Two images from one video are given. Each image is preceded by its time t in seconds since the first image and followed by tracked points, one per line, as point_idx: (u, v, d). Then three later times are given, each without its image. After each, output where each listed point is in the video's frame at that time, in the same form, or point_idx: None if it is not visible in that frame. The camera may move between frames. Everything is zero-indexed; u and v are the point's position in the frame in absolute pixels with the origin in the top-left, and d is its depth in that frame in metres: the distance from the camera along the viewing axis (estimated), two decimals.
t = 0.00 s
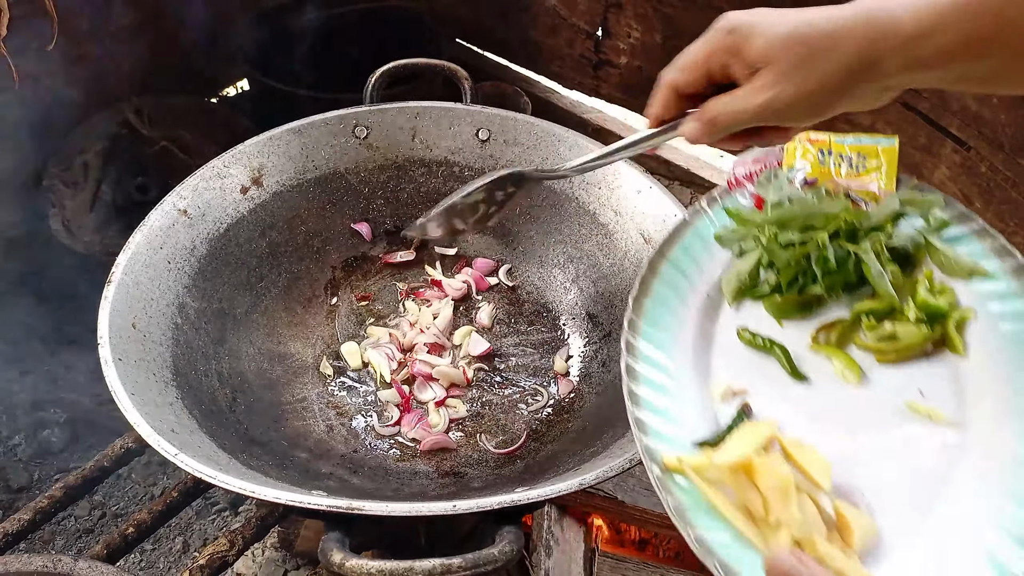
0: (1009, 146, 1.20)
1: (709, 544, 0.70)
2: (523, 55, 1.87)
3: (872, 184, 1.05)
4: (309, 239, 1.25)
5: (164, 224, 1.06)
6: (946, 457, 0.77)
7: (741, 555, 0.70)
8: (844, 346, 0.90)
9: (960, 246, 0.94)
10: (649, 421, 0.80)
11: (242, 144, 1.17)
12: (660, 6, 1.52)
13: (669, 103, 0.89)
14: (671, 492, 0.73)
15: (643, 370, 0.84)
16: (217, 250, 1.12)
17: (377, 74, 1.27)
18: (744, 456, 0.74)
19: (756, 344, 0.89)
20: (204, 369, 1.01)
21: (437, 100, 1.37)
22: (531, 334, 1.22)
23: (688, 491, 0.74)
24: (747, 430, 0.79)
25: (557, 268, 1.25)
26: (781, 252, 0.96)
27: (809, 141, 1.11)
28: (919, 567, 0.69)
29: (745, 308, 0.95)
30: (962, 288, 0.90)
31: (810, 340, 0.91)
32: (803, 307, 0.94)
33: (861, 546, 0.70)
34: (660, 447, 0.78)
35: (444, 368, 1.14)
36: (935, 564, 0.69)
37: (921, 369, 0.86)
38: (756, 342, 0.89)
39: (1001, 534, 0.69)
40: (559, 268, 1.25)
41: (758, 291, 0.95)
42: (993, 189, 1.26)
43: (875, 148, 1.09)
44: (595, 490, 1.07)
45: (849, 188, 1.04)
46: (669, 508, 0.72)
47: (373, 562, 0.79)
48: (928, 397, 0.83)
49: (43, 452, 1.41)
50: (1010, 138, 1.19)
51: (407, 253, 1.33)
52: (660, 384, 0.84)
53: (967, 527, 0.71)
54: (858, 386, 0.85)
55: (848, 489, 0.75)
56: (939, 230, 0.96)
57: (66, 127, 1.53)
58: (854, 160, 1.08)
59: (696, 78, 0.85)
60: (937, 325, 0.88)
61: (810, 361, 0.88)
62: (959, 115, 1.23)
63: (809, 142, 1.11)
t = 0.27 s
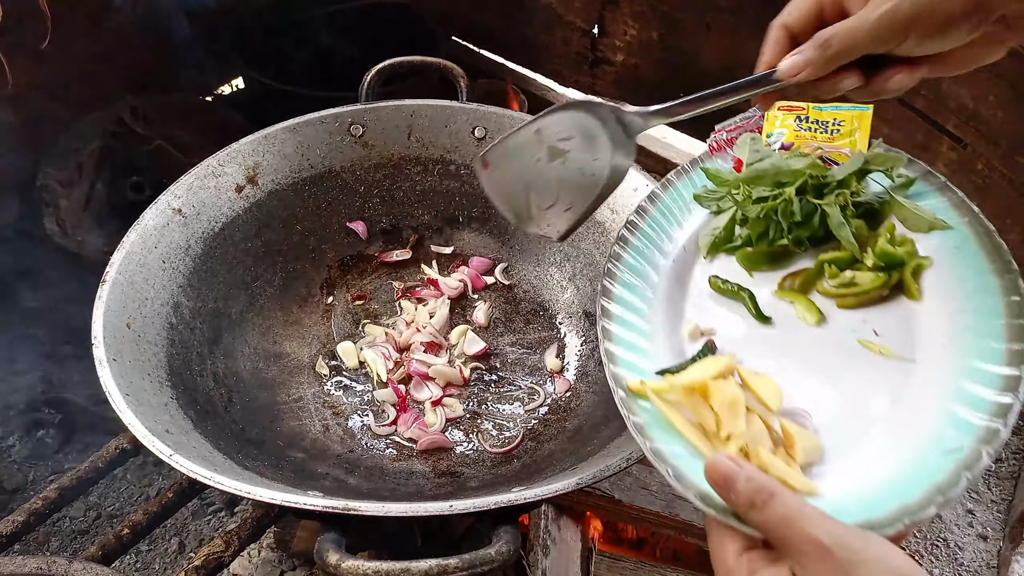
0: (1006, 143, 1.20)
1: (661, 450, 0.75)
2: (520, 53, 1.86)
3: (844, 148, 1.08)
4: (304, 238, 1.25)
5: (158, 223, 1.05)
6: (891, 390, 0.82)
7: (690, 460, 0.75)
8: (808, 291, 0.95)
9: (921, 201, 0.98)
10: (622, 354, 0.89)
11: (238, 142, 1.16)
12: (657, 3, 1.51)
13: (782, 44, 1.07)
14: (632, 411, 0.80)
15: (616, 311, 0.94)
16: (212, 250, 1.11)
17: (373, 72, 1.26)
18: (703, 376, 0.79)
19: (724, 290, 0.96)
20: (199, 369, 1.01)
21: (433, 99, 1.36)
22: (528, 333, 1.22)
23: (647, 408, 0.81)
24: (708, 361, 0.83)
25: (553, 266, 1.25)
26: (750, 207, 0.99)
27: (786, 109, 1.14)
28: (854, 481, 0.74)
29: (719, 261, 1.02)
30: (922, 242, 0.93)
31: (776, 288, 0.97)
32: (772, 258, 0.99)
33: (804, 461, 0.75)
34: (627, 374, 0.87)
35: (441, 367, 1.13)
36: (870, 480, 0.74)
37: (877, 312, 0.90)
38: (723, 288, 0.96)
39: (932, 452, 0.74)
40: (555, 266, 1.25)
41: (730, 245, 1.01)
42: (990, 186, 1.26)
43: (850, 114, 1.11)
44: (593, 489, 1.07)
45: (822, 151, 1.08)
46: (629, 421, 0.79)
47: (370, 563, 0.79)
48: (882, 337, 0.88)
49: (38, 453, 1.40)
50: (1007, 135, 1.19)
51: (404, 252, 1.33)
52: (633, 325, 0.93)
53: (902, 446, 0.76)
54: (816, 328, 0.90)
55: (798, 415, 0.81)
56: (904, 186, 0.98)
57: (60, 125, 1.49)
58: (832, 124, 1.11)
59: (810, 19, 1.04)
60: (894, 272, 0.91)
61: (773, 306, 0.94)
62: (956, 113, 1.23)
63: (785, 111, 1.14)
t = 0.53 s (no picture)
0: (1005, 146, 1.20)
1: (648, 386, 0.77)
2: (519, 54, 1.87)
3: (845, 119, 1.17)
4: (303, 239, 1.25)
5: (157, 224, 1.05)
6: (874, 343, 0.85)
7: (674, 396, 0.76)
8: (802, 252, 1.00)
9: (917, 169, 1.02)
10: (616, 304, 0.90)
11: (237, 143, 1.16)
12: (656, 5, 1.51)
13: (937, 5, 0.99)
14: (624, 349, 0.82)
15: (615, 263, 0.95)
16: (211, 251, 1.11)
17: (372, 73, 1.26)
18: (693, 323, 0.81)
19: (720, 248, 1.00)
20: (197, 370, 1.01)
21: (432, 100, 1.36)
22: (527, 335, 1.22)
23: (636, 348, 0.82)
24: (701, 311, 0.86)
25: (551, 268, 1.25)
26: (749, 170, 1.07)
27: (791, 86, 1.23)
28: (831, 423, 0.76)
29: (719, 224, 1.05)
30: (914, 207, 0.97)
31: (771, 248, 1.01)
32: (770, 221, 1.05)
33: (784, 405, 0.77)
34: (624, 322, 0.88)
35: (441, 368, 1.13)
36: (847, 421, 0.76)
37: (866, 274, 0.94)
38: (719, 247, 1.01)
39: (905, 399, 0.76)
40: (554, 268, 1.24)
41: (731, 208, 1.06)
42: (989, 188, 1.26)
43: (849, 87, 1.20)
44: (591, 490, 1.07)
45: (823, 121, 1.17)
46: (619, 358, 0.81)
47: (369, 565, 0.79)
48: (869, 295, 0.92)
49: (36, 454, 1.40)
50: (1006, 137, 1.19)
51: (403, 254, 1.33)
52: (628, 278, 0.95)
53: (878, 392, 0.79)
54: (806, 286, 0.95)
55: (784, 364, 0.84)
56: (900, 156, 1.03)
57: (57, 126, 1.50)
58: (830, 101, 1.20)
59: None
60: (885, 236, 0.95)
61: (768, 265, 0.99)
62: (955, 116, 1.23)
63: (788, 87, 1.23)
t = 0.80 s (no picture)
0: (1007, 145, 1.20)
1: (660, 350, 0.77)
2: (520, 53, 1.87)
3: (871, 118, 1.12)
4: (304, 238, 1.25)
5: (158, 223, 1.05)
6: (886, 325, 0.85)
7: (686, 359, 0.77)
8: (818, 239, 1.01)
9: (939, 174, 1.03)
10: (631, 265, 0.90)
11: (238, 142, 1.16)
12: (657, 4, 1.52)
13: (950, 41, 0.99)
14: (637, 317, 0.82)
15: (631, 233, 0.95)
16: (212, 250, 1.11)
17: (373, 72, 1.26)
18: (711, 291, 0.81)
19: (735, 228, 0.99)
20: (198, 369, 1.01)
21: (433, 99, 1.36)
22: (528, 334, 1.22)
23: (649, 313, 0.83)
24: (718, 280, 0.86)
25: (553, 266, 1.25)
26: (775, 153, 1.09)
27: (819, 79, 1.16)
28: (846, 400, 0.76)
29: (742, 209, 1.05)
30: (934, 207, 0.98)
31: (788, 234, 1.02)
32: (789, 208, 1.06)
33: (795, 380, 0.77)
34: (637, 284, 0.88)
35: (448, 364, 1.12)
36: (860, 401, 0.76)
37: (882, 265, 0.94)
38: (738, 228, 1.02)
39: (918, 382, 0.76)
40: (555, 266, 1.24)
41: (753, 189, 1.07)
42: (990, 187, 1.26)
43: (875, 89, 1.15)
44: (591, 488, 1.08)
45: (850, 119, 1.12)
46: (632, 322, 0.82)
47: (370, 563, 0.79)
48: (884, 286, 0.90)
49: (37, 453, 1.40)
50: (1008, 136, 1.19)
51: (404, 253, 1.33)
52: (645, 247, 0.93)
53: (891, 373, 0.78)
54: (822, 271, 0.95)
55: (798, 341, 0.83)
56: (923, 157, 1.04)
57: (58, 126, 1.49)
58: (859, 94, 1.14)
59: (979, 17, 0.98)
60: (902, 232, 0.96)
61: (785, 250, 0.99)
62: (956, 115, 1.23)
63: (817, 79, 1.17)
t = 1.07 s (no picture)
0: (1008, 146, 1.20)
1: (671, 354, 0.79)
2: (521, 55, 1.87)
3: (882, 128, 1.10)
4: (305, 240, 1.25)
5: (159, 226, 1.05)
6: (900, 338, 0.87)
7: (697, 366, 0.79)
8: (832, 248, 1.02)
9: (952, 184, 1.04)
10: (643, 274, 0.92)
11: (238, 145, 1.16)
12: (657, 6, 1.52)
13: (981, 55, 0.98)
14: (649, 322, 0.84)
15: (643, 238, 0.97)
16: (213, 252, 1.11)
17: (373, 74, 1.26)
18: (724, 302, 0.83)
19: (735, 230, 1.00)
20: (199, 371, 1.01)
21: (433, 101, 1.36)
22: (528, 335, 1.22)
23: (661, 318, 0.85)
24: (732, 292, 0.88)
25: (553, 268, 1.25)
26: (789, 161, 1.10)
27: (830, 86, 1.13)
28: (863, 413, 0.77)
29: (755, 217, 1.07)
30: (947, 218, 1.00)
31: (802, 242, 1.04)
32: (803, 216, 1.07)
33: (807, 390, 0.79)
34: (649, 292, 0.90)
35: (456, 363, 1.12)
36: (876, 410, 0.78)
37: (894, 277, 0.96)
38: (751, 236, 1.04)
39: (933, 395, 0.77)
40: (556, 268, 1.25)
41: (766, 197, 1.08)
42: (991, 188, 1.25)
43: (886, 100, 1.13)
44: (592, 490, 1.08)
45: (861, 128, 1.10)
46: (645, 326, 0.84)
47: (370, 564, 0.79)
48: (897, 297, 0.93)
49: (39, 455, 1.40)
50: (1009, 137, 1.19)
51: (404, 255, 1.33)
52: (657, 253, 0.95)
53: (907, 386, 0.80)
54: (836, 282, 0.97)
55: (813, 354, 0.85)
56: (937, 168, 1.05)
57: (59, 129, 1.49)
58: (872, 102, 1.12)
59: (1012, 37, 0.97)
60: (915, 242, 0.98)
61: (798, 257, 1.01)
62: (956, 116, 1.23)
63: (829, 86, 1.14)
